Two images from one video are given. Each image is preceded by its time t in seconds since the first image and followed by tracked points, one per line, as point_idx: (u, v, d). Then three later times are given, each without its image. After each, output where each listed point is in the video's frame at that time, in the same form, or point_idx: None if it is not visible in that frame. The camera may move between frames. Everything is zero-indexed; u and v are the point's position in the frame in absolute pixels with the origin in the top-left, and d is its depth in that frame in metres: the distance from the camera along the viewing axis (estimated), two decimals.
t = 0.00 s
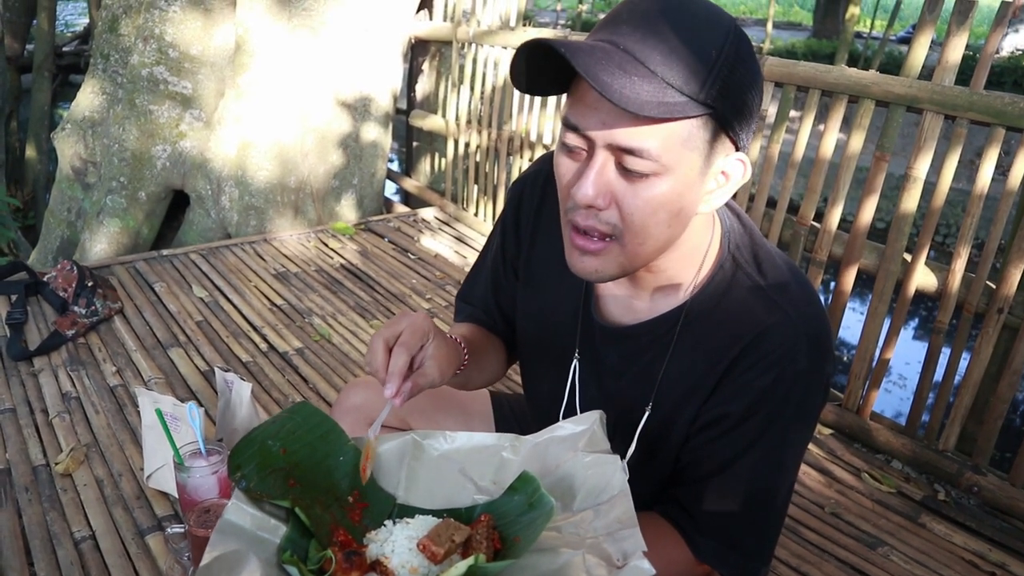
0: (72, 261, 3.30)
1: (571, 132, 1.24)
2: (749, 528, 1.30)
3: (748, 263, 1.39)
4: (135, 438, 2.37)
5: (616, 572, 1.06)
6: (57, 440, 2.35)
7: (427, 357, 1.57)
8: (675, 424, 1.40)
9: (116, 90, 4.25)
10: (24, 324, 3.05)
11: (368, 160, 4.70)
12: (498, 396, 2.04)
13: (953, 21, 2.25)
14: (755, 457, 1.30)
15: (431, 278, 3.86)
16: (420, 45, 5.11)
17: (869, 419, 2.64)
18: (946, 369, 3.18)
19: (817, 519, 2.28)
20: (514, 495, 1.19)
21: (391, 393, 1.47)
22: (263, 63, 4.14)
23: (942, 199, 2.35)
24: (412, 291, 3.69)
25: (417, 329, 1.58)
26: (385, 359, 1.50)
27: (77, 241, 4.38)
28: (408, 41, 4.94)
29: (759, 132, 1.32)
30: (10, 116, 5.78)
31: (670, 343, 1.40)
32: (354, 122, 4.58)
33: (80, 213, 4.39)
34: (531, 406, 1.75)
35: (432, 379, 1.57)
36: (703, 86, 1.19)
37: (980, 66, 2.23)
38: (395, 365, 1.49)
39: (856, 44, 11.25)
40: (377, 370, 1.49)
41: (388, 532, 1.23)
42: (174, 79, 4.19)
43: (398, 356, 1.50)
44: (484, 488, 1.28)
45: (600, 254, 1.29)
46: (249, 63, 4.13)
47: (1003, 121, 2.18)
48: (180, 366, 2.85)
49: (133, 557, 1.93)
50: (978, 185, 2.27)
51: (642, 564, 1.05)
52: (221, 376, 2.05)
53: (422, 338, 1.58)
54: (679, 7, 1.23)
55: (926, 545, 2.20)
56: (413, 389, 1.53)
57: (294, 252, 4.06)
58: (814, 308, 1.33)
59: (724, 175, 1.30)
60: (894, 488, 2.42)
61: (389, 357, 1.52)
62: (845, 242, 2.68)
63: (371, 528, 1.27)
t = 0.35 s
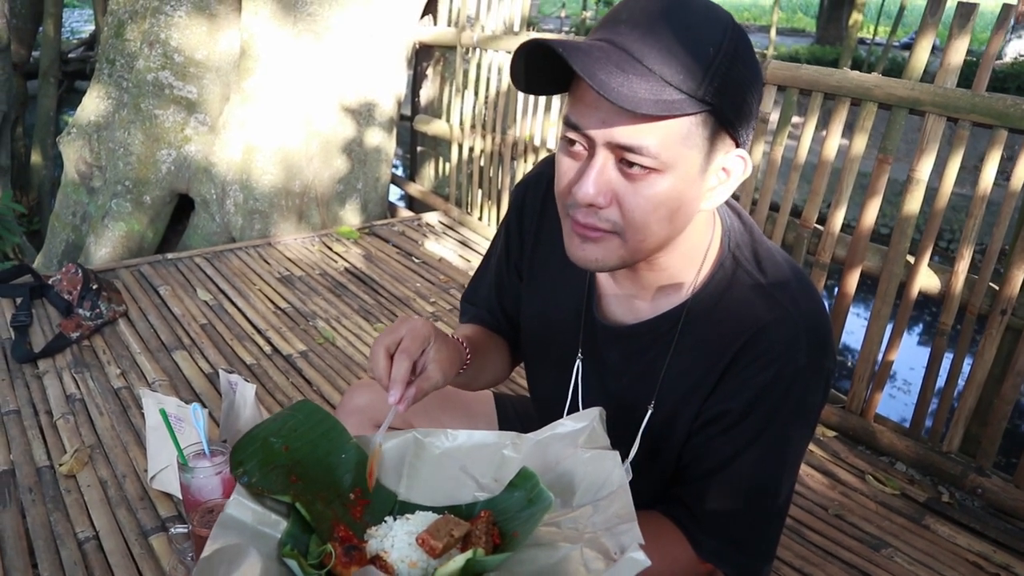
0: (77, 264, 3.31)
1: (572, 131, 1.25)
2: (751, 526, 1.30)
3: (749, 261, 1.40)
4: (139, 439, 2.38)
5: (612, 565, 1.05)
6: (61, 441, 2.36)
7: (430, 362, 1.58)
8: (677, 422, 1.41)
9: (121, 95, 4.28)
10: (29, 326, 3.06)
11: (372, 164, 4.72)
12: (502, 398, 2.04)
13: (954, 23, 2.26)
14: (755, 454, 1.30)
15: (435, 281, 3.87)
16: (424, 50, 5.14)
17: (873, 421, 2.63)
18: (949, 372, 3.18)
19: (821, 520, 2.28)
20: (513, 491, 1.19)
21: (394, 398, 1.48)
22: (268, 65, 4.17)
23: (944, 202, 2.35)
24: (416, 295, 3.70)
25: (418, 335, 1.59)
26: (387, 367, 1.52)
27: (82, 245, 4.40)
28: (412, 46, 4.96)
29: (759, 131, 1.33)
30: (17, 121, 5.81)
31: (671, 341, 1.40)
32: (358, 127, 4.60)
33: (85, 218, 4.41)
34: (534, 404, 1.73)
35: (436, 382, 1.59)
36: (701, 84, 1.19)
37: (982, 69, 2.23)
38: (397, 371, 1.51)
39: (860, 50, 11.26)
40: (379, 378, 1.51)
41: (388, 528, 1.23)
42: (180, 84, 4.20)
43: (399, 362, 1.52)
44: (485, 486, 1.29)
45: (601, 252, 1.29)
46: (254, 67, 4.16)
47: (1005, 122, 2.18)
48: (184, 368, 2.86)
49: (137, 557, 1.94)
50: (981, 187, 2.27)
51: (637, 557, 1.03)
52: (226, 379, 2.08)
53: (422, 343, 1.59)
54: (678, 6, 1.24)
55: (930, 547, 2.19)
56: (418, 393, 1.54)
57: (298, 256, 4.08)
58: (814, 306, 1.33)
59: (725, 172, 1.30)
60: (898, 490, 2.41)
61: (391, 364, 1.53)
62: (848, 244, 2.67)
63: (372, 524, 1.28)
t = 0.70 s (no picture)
0: (84, 269, 3.34)
1: (573, 122, 1.27)
2: (752, 527, 1.31)
3: (749, 263, 1.40)
4: (144, 442, 2.40)
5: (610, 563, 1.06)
6: (68, 444, 2.38)
7: (434, 329, 1.62)
8: (677, 423, 1.41)
9: (128, 101, 4.31)
10: (37, 330, 3.09)
11: (377, 169, 4.75)
12: (503, 399, 2.06)
13: (956, 26, 2.26)
14: (755, 454, 1.30)
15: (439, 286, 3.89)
16: (429, 56, 5.17)
17: (876, 424, 2.63)
18: (953, 375, 3.18)
19: (824, 523, 2.27)
20: (513, 490, 1.21)
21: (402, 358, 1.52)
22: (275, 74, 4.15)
23: (946, 205, 2.35)
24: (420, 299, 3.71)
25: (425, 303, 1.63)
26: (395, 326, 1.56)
27: (89, 249, 4.43)
28: (417, 52, 4.99)
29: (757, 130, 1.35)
30: (26, 127, 5.87)
31: (672, 342, 1.41)
32: (363, 132, 4.62)
33: (93, 223, 4.44)
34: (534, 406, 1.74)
35: (437, 349, 1.63)
36: (702, 75, 1.20)
37: (984, 72, 2.24)
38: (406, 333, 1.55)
39: (866, 55, 11.25)
40: (387, 338, 1.55)
41: (388, 527, 1.25)
42: (186, 90, 4.22)
43: (408, 324, 1.56)
44: (485, 485, 1.31)
45: (598, 244, 1.29)
46: (260, 73, 4.17)
47: (1007, 125, 2.18)
48: (189, 371, 2.88)
49: (141, 558, 1.95)
50: (983, 189, 2.27)
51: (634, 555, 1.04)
52: (229, 381, 2.10)
53: (429, 310, 1.63)
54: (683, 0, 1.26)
55: (934, 550, 2.19)
56: (420, 357, 1.59)
57: (304, 260, 4.10)
58: (814, 307, 1.34)
59: (723, 170, 1.31)
60: (902, 493, 2.41)
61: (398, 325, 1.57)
62: (851, 247, 2.67)
63: (373, 524, 1.28)
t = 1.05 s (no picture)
0: (87, 273, 3.36)
1: (572, 124, 1.28)
2: (748, 526, 1.31)
3: (744, 263, 1.41)
4: (145, 444, 2.41)
5: (599, 560, 1.06)
6: (69, 446, 2.39)
7: (410, 328, 1.62)
8: (674, 423, 1.42)
9: (132, 107, 4.34)
10: (40, 333, 3.10)
11: (379, 175, 4.76)
12: (503, 401, 2.07)
13: (954, 29, 2.27)
14: (750, 454, 1.31)
15: (440, 290, 3.90)
16: (431, 61, 5.19)
17: (877, 427, 2.63)
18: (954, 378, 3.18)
19: (824, 525, 2.28)
20: (507, 489, 1.23)
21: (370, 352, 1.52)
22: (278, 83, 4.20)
23: (945, 207, 2.35)
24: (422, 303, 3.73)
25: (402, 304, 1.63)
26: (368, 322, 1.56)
27: (93, 254, 4.45)
28: (419, 58, 5.01)
29: (755, 131, 1.36)
30: (31, 134, 5.91)
31: (669, 343, 1.41)
32: (365, 137, 4.65)
33: (96, 228, 4.47)
34: (532, 407, 1.75)
35: (414, 349, 1.62)
36: (701, 76, 1.21)
37: (982, 75, 2.24)
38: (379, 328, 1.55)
39: (870, 61, 11.26)
40: (360, 334, 1.55)
41: (383, 524, 1.26)
42: (189, 96, 4.25)
43: (381, 319, 1.56)
44: (481, 484, 1.33)
45: (599, 245, 1.30)
46: (263, 79, 4.20)
47: (1004, 127, 2.19)
48: (191, 375, 2.89)
49: (142, 559, 1.96)
50: (982, 192, 2.28)
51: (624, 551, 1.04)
52: (231, 383, 2.10)
53: (405, 309, 1.63)
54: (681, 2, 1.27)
55: (933, 552, 2.19)
56: (395, 355, 1.58)
57: (306, 265, 4.11)
58: (809, 307, 1.35)
59: (721, 169, 1.32)
60: (902, 496, 2.40)
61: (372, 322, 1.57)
62: (850, 250, 2.68)
63: (369, 521, 1.31)
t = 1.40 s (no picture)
0: (97, 276, 3.39)
1: (577, 126, 1.28)
2: (749, 527, 1.31)
3: (744, 264, 1.42)
4: (153, 446, 2.42)
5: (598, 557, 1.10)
6: (78, 447, 2.41)
7: (424, 299, 1.61)
8: (675, 424, 1.42)
9: (141, 111, 4.38)
10: (50, 336, 3.13)
11: (387, 179, 4.78)
12: (508, 404, 2.07)
13: (959, 31, 2.26)
14: (750, 455, 1.31)
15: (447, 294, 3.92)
16: (438, 66, 5.22)
17: (883, 430, 2.62)
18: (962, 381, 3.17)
19: (829, 529, 2.27)
20: (507, 489, 1.24)
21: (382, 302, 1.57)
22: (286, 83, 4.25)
23: (950, 210, 2.35)
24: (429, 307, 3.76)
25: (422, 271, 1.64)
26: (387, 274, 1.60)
27: (102, 258, 4.48)
28: (426, 62, 5.04)
29: (758, 130, 1.36)
30: (43, 140, 5.96)
31: (670, 344, 1.42)
32: (373, 142, 4.67)
33: (106, 232, 4.50)
34: (534, 408, 1.75)
35: (424, 318, 1.62)
36: (706, 76, 1.22)
37: (987, 77, 2.24)
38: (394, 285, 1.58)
39: (879, 64, 11.22)
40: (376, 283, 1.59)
41: (384, 522, 1.27)
42: (198, 100, 4.27)
43: (398, 279, 1.58)
44: (483, 484, 1.33)
45: (604, 246, 1.30)
46: (271, 83, 4.23)
47: (1010, 129, 2.18)
48: (199, 378, 2.90)
49: (149, 560, 1.97)
50: (988, 194, 2.27)
51: (621, 550, 1.09)
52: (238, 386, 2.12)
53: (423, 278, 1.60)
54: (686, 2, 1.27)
55: (940, 556, 2.18)
56: (402, 317, 1.60)
57: (313, 268, 4.13)
58: (809, 307, 1.35)
59: (725, 170, 1.32)
60: (908, 500, 2.40)
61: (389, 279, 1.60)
62: (856, 253, 2.67)
63: (370, 519, 1.32)
